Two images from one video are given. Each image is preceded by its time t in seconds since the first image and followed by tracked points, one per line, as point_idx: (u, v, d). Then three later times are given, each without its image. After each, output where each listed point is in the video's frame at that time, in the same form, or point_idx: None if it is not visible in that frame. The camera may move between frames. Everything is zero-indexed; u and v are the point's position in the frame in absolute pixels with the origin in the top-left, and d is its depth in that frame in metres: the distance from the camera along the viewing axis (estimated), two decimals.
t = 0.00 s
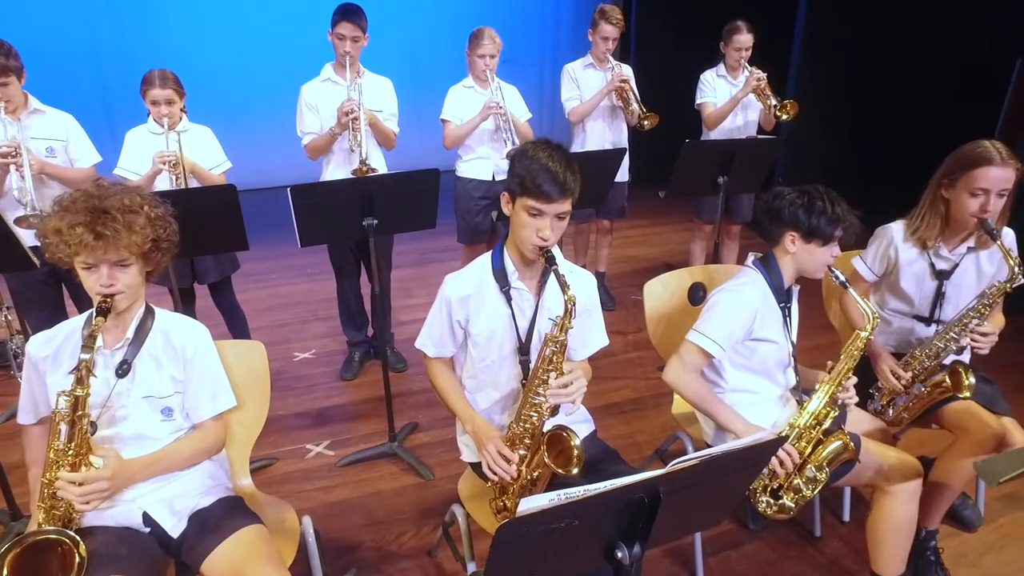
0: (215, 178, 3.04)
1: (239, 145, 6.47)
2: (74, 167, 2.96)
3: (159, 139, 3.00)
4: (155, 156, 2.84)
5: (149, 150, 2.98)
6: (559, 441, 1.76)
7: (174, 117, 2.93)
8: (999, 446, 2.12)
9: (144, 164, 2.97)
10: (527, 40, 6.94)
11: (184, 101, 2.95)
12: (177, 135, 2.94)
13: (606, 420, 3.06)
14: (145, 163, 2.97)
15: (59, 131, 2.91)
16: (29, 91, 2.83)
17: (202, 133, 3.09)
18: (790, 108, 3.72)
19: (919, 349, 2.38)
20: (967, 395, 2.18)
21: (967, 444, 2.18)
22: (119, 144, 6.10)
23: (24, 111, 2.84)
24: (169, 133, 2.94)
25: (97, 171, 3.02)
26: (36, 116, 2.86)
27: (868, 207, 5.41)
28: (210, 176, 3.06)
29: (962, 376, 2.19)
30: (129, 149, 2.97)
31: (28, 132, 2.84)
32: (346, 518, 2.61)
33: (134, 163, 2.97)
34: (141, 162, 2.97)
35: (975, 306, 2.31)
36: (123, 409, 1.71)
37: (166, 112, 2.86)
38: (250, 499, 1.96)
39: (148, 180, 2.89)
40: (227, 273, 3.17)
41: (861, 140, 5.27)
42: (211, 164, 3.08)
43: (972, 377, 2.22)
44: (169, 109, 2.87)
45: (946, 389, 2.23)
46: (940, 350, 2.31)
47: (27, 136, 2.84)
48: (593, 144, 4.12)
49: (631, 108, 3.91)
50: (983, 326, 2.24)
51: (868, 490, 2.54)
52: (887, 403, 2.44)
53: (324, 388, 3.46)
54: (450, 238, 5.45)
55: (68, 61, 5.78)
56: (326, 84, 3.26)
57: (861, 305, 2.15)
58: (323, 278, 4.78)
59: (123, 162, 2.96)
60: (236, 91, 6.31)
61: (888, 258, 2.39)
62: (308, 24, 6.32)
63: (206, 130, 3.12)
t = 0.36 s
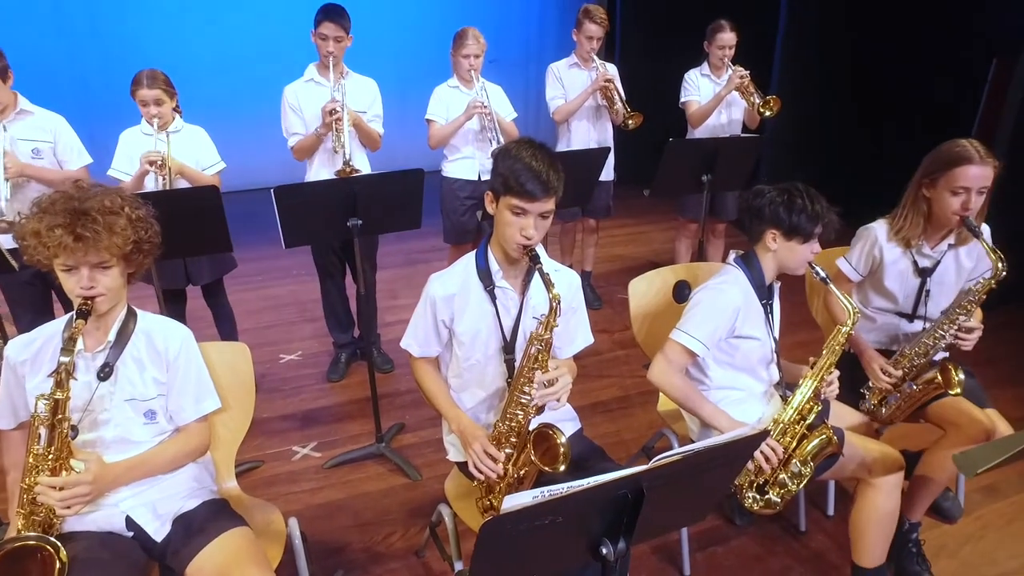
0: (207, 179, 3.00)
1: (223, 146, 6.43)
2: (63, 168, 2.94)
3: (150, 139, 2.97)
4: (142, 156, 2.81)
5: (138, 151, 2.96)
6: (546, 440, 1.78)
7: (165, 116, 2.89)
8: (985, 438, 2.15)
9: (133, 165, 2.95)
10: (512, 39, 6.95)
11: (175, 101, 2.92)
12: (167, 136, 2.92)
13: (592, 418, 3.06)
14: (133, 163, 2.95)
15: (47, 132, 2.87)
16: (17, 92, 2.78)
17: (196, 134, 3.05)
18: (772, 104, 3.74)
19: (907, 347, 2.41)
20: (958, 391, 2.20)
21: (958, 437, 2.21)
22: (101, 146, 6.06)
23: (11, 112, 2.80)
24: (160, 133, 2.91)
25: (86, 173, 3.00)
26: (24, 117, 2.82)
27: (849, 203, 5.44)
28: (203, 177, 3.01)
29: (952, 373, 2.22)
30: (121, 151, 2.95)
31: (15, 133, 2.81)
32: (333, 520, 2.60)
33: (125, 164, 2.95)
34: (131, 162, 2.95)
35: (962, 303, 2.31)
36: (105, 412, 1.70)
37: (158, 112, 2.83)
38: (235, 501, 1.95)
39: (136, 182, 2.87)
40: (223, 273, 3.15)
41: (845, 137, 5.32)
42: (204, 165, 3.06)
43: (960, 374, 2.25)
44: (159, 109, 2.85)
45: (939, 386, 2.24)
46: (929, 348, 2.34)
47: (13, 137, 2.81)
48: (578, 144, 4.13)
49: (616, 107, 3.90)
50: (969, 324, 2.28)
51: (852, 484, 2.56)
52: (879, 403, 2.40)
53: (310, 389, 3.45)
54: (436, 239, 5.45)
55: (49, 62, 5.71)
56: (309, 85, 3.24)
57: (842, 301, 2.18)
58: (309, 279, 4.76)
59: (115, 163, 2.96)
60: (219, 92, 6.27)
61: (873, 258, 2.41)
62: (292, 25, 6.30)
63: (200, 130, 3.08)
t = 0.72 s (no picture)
0: (201, 179, 2.97)
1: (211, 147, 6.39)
2: (50, 168, 2.90)
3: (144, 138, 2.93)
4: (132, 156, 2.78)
5: (131, 150, 2.92)
6: (536, 439, 1.77)
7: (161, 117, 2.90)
8: (976, 433, 2.13)
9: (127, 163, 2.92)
10: (500, 38, 6.94)
11: (171, 100, 2.91)
12: (161, 135, 2.91)
13: (583, 418, 3.07)
14: (126, 161, 2.93)
15: (34, 132, 2.84)
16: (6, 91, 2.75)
17: (193, 134, 3.02)
18: (759, 102, 3.75)
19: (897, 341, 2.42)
20: (949, 380, 2.24)
21: (949, 431, 2.20)
22: (87, 148, 6.00)
23: None
24: (154, 133, 2.90)
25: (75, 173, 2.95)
26: (14, 116, 2.80)
27: (833, 200, 5.47)
28: (197, 177, 2.98)
29: (943, 363, 2.26)
30: (116, 150, 2.92)
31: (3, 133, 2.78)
32: (323, 522, 2.59)
33: (121, 162, 2.94)
34: (126, 161, 2.93)
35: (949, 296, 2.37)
36: (92, 417, 1.68)
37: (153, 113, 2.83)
38: (224, 504, 1.93)
39: (127, 182, 2.84)
40: (213, 276, 3.10)
41: (829, 135, 5.33)
42: (200, 165, 3.03)
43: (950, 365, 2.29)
44: (153, 109, 2.83)
45: (931, 376, 2.28)
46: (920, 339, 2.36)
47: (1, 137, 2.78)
48: (567, 143, 4.13)
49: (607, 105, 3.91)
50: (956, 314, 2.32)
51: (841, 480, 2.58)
52: (870, 397, 2.41)
53: (300, 391, 3.43)
54: (426, 239, 5.44)
55: (32, 61, 5.65)
56: (295, 85, 3.23)
57: (829, 298, 2.19)
58: (298, 280, 4.74)
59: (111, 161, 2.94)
60: (206, 92, 6.23)
61: (859, 254, 2.41)
62: (279, 24, 6.27)
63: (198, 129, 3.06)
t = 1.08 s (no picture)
0: (192, 182, 2.96)
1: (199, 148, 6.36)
2: (32, 171, 2.87)
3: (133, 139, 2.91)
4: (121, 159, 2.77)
5: (119, 152, 2.90)
6: (527, 441, 1.80)
7: (152, 120, 2.88)
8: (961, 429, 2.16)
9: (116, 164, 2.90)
10: (489, 38, 6.93)
11: (162, 102, 2.89)
12: (151, 137, 2.89)
13: (574, 417, 3.07)
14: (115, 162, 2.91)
15: (16, 134, 2.82)
16: None
17: (185, 135, 2.99)
18: (748, 101, 3.75)
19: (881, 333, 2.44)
20: (931, 372, 2.26)
21: (933, 427, 2.22)
22: (72, 150, 5.95)
23: None
24: (144, 135, 2.88)
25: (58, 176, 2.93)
26: None
27: (822, 198, 5.50)
28: (188, 179, 2.96)
29: (923, 354, 2.28)
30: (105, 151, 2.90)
31: None
32: (314, 525, 2.58)
33: (110, 163, 2.92)
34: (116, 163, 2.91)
35: (929, 288, 2.37)
36: (79, 421, 1.67)
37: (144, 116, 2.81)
38: (213, 508, 1.92)
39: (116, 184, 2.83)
40: (203, 279, 3.08)
41: (820, 135, 5.36)
42: (192, 167, 3.00)
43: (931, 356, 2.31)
44: (143, 112, 2.82)
45: (912, 368, 2.29)
46: (901, 332, 2.38)
47: None
48: (558, 143, 4.13)
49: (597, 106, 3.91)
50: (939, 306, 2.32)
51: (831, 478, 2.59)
52: (854, 390, 2.42)
53: (291, 393, 3.41)
54: (417, 239, 5.43)
55: (18, 61, 5.60)
56: (284, 86, 3.21)
57: (819, 298, 2.20)
58: (288, 282, 4.72)
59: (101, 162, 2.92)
60: (194, 93, 6.19)
61: (843, 249, 2.44)
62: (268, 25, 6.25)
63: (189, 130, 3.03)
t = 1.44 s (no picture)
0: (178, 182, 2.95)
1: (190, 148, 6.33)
2: (9, 172, 2.85)
3: (116, 140, 2.89)
4: (107, 158, 2.73)
5: (103, 152, 2.87)
6: (521, 440, 1.76)
7: (136, 120, 2.86)
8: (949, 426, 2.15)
9: (99, 165, 2.87)
10: (482, 38, 6.93)
11: (146, 103, 2.88)
12: (136, 137, 2.87)
13: (568, 417, 3.07)
14: (98, 163, 2.87)
15: None
16: None
17: (169, 136, 2.99)
18: (741, 99, 3.75)
19: (866, 326, 2.45)
20: (913, 363, 2.24)
21: (917, 423, 2.22)
22: (61, 146, 5.90)
23: None
24: (128, 135, 2.86)
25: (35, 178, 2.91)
26: None
27: (814, 196, 5.51)
28: (173, 179, 2.95)
29: (906, 346, 2.26)
30: (87, 151, 2.87)
31: None
32: (308, 526, 2.57)
33: (92, 165, 2.87)
34: (98, 163, 2.87)
35: (911, 280, 2.38)
36: (70, 423, 1.65)
37: (128, 116, 2.80)
38: (207, 510, 1.91)
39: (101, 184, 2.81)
40: (189, 280, 3.08)
41: (811, 135, 5.37)
42: (176, 167, 3.00)
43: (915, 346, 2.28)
44: (128, 112, 2.80)
45: (895, 359, 2.28)
46: (888, 321, 2.38)
47: None
48: (551, 143, 4.13)
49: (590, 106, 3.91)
50: (921, 297, 2.29)
51: (825, 476, 2.60)
52: (842, 382, 2.46)
53: (284, 394, 3.40)
54: (410, 239, 5.42)
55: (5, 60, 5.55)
56: (276, 86, 3.20)
57: (812, 295, 2.19)
58: (281, 283, 4.70)
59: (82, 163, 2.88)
60: (184, 93, 6.16)
61: (833, 243, 2.45)
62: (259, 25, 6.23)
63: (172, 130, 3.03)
